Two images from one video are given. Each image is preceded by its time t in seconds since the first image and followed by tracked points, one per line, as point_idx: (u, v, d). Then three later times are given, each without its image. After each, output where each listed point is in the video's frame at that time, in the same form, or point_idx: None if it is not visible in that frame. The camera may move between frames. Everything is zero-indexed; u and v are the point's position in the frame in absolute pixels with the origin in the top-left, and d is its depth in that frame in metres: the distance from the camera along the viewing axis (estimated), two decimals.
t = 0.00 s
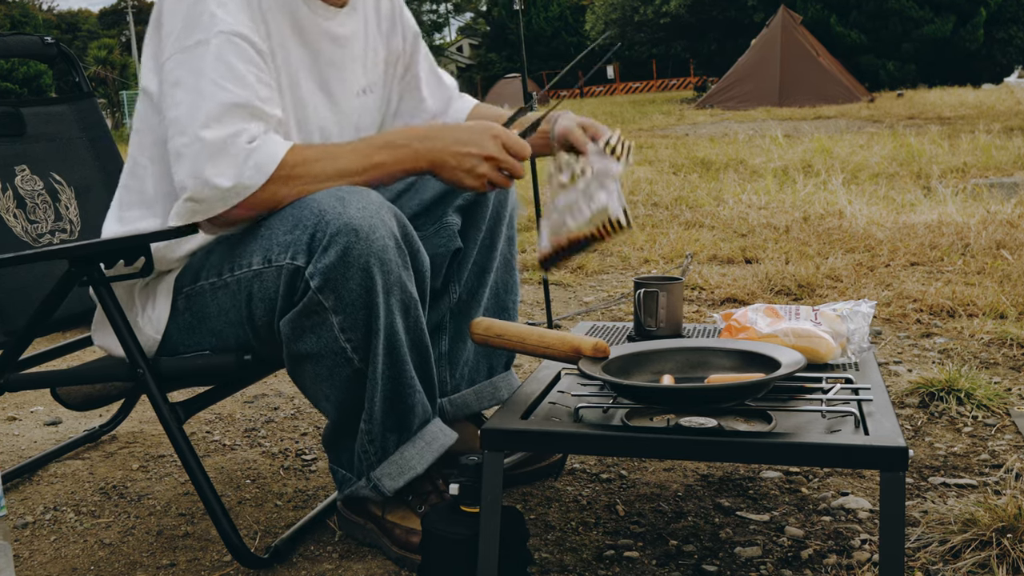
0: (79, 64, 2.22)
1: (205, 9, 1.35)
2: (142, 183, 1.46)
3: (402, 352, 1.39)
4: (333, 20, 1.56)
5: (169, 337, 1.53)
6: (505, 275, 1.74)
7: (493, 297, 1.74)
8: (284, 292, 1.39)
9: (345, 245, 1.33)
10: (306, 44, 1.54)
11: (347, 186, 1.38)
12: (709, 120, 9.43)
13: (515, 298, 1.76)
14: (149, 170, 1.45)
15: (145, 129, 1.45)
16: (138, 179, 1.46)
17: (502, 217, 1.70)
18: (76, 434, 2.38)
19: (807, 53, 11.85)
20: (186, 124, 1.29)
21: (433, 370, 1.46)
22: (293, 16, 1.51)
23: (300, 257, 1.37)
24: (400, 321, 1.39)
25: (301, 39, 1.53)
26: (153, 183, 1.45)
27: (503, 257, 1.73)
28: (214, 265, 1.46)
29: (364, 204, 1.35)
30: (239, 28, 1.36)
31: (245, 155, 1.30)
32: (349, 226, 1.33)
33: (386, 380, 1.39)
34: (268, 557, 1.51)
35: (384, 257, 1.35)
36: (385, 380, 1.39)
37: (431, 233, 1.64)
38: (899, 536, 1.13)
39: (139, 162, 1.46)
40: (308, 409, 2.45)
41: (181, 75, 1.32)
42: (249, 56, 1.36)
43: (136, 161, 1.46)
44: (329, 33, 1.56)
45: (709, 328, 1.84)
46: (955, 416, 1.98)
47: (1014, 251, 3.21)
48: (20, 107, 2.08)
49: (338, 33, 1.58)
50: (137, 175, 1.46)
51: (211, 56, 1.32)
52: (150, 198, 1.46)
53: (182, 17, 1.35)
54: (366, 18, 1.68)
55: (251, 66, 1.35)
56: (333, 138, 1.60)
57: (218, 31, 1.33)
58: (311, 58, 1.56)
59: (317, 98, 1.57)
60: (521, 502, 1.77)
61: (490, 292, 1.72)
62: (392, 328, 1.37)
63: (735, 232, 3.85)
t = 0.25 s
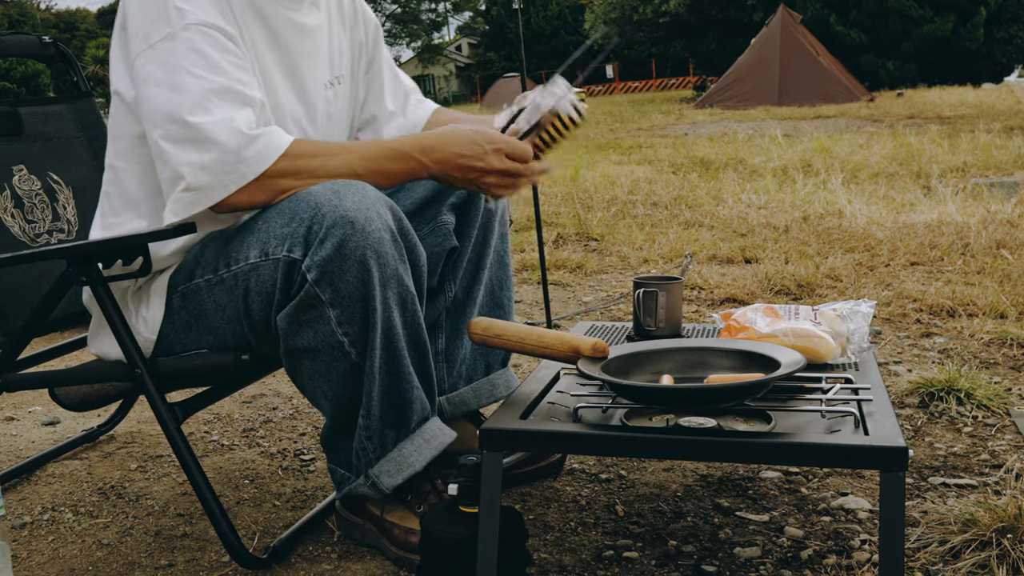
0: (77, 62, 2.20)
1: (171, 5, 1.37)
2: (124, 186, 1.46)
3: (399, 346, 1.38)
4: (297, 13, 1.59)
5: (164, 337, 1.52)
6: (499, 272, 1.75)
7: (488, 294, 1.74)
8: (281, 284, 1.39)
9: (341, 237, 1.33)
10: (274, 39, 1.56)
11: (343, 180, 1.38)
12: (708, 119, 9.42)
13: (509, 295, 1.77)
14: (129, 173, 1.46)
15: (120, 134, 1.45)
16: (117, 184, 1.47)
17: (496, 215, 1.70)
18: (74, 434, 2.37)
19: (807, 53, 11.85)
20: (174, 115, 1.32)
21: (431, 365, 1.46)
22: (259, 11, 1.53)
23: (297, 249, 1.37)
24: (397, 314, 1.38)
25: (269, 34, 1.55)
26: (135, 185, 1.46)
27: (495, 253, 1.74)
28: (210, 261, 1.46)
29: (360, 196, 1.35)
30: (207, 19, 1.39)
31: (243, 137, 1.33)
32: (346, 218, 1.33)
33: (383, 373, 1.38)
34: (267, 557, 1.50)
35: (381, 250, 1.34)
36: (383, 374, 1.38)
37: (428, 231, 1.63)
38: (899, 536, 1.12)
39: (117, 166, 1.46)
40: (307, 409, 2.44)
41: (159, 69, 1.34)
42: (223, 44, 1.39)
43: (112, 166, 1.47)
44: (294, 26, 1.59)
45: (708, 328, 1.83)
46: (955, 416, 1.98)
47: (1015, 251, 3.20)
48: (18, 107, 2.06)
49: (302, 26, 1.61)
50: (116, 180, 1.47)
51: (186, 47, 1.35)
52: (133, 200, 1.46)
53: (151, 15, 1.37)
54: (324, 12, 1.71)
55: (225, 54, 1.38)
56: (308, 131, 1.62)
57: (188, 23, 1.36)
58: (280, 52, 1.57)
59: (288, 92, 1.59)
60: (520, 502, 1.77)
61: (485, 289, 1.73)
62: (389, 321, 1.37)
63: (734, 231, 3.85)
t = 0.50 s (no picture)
0: (75, 62, 2.19)
1: (150, 13, 1.38)
2: (113, 190, 1.46)
3: (396, 345, 1.38)
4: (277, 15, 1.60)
5: (161, 338, 1.51)
6: (497, 271, 1.74)
7: (487, 294, 1.74)
8: (276, 285, 1.39)
9: (336, 237, 1.33)
10: (254, 39, 1.57)
11: (337, 180, 1.37)
12: (708, 119, 9.42)
13: (507, 293, 1.76)
14: (118, 177, 1.46)
15: (107, 139, 1.46)
16: (107, 189, 1.46)
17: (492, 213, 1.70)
18: (72, 435, 2.37)
19: (806, 52, 11.85)
20: (160, 124, 1.33)
21: (428, 364, 1.45)
22: (237, 12, 1.54)
23: (292, 250, 1.37)
24: (392, 313, 1.38)
25: (249, 33, 1.56)
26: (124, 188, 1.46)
27: (494, 252, 1.73)
28: (205, 262, 1.45)
29: (354, 195, 1.35)
30: (185, 24, 1.40)
31: (229, 143, 1.35)
32: (340, 218, 1.33)
33: (380, 373, 1.38)
34: (265, 558, 1.50)
35: (376, 249, 1.34)
36: (380, 373, 1.38)
37: (426, 231, 1.63)
38: (899, 537, 1.12)
39: (106, 171, 1.46)
40: (305, 409, 2.44)
41: (142, 78, 1.35)
42: (204, 50, 1.40)
43: (99, 171, 1.47)
44: (274, 27, 1.59)
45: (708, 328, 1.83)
46: (955, 416, 1.97)
47: (1015, 250, 3.20)
48: (16, 106, 2.04)
49: (283, 28, 1.61)
50: (105, 185, 1.47)
51: (167, 56, 1.36)
52: (122, 203, 1.46)
53: (129, 24, 1.38)
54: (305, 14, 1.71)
55: (207, 60, 1.40)
56: (293, 129, 1.62)
57: (168, 31, 1.37)
58: (261, 51, 1.58)
59: (271, 90, 1.59)
60: (519, 503, 1.76)
61: (484, 289, 1.72)
62: (385, 320, 1.37)
63: (733, 231, 3.85)
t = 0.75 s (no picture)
0: (73, 61, 2.18)
1: (146, 13, 1.37)
2: (108, 190, 1.46)
3: (393, 345, 1.37)
4: (273, 15, 1.59)
5: (159, 338, 1.51)
6: (496, 270, 1.74)
7: (485, 293, 1.73)
8: (273, 286, 1.38)
9: (332, 238, 1.32)
10: (250, 39, 1.57)
11: (333, 181, 1.37)
12: (707, 118, 9.42)
13: (506, 293, 1.76)
14: (113, 177, 1.45)
15: (102, 139, 1.45)
16: (104, 189, 1.46)
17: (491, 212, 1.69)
18: (70, 435, 2.36)
19: (806, 51, 11.84)
20: (154, 125, 1.33)
21: (426, 365, 1.45)
22: (234, 13, 1.54)
23: (287, 251, 1.36)
24: (389, 314, 1.37)
25: (245, 33, 1.56)
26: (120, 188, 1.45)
27: (492, 252, 1.73)
28: (202, 263, 1.45)
29: (350, 196, 1.34)
30: (181, 25, 1.39)
31: (223, 145, 1.34)
32: (336, 219, 1.32)
33: (377, 374, 1.37)
34: (264, 559, 1.49)
35: (372, 250, 1.34)
36: (377, 374, 1.37)
37: (424, 231, 1.62)
38: (899, 537, 1.12)
39: (101, 171, 1.46)
40: (304, 408, 2.43)
41: (137, 79, 1.35)
42: (200, 52, 1.39)
43: (95, 171, 1.46)
44: (270, 27, 1.59)
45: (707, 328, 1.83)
46: (955, 416, 1.97)
47: (1015, 250, 3.20)
48: (13, 105, 2.04)
49: (279, 28, 1.61)
50: (100, 185, 1.46)
51: (162, 57, 1.36)
52: (117, 204, 1.46)
53: (125, 24, 1.37)
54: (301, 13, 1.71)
55: (202, 61, 1.39)
56: (290, 130, 1.62)
57: (163, 31, 1.37)
58: (257, 51, 1.58)
59: (267, 90, 1.59)
60: (518, 503, 1.76)
61: (482, 288, 1.72)
62: (382, 321, 1.36)
63: (733, 231, 3.85)
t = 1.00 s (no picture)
0: (72, 60, 2.18)
1: (153, 14, 1.37)
2: (109, 188, 1.45)
3: (394, 346, 1.36)
4: (279, 17, 1.59)
5: (158, 338, 1.50)
6: (495, 270, 1.74)
7: (484, 293, 1.73)
8: (273, 286, 1.38)
9: (332, 238, 1.32)
10: (256, 40, 1.57)
11: (334, 180, 1.36)
12: (706, 118, 9.41)
13: (505, 293, 1.76)
14: (115, 176, 1.45)
15: (106, 137, 1.45)
16: (106, 186, 1.45)
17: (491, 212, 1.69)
18: (68, 435, 2.36)
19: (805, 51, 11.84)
20: (158, 125, 1.33)
21: (427, 367, 1.44)
22: (241, 14, 1.54)
23: (288, 251, 1.36)
24: (390, 314, 1.37)
25: (251, 34, 1.56)
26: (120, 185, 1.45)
27: (491, 251, 1.72)
28: (202, 263, 1.45)
29: (350, 196, 1.34)
30: (188, 26, 1.39)
31: (226, 148, 1.34)
32: (336, 219, 1.32)
33: (378, 374, 1.36)
34: (262, 560, 1.49)
35: (372, 250, 1.33)
36: (377, 375, 1.36)
37: (424, 231, 1.62)
38: (899, 537, 1.11)
39: (103, 169, 1.45)
40: (302, 409, 2.43)
41: (143, 78, 1.35)
42: (206, 53, 1.39)
43: (97, 168, 1.46)
44: (276, 28, 1.59)
45: (706, 328, 1.82)
46: (955, 416, 1.97)
47: (1015, 250, 3.20)
48: (11, 104, 2.04)
49: (285, 29, 1.61)
50: (102, 183, 1.46)
51: (169, 57, 1.35)
52: (117, 203, 1.45)
53: (132, 23, 1.37)
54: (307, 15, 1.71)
55: (209, 63, 1.39)
56: (294, 131, 1.61)
57: (170, 32, 1.37)
58: (262, 52, 1.58)
59: (272, 90, 1.59)
60: (517, 503, 1.75)
61: (481, 288, 1.71)
62: (382, 321, 1.35)
63: (732, 230, 3.84)
